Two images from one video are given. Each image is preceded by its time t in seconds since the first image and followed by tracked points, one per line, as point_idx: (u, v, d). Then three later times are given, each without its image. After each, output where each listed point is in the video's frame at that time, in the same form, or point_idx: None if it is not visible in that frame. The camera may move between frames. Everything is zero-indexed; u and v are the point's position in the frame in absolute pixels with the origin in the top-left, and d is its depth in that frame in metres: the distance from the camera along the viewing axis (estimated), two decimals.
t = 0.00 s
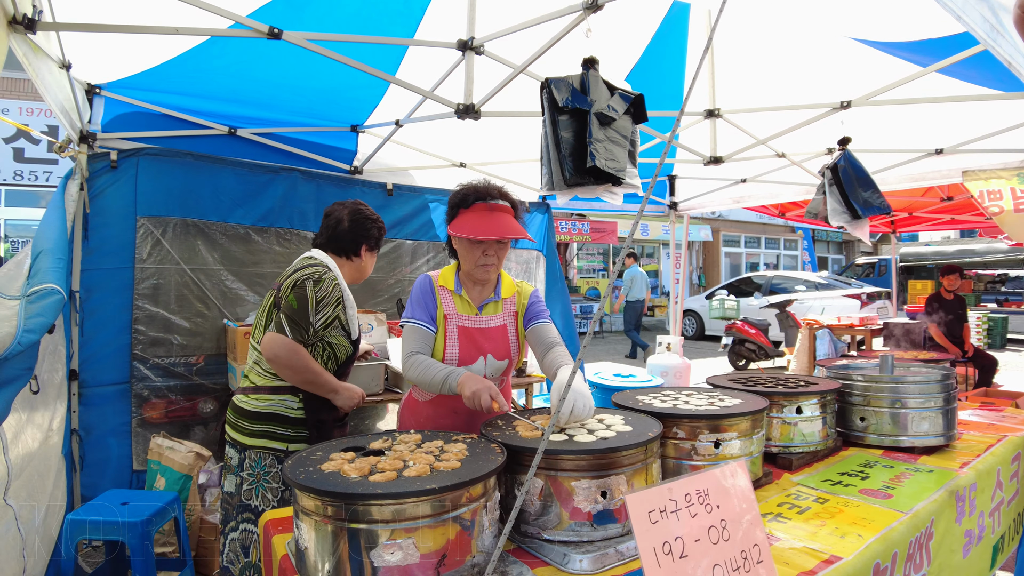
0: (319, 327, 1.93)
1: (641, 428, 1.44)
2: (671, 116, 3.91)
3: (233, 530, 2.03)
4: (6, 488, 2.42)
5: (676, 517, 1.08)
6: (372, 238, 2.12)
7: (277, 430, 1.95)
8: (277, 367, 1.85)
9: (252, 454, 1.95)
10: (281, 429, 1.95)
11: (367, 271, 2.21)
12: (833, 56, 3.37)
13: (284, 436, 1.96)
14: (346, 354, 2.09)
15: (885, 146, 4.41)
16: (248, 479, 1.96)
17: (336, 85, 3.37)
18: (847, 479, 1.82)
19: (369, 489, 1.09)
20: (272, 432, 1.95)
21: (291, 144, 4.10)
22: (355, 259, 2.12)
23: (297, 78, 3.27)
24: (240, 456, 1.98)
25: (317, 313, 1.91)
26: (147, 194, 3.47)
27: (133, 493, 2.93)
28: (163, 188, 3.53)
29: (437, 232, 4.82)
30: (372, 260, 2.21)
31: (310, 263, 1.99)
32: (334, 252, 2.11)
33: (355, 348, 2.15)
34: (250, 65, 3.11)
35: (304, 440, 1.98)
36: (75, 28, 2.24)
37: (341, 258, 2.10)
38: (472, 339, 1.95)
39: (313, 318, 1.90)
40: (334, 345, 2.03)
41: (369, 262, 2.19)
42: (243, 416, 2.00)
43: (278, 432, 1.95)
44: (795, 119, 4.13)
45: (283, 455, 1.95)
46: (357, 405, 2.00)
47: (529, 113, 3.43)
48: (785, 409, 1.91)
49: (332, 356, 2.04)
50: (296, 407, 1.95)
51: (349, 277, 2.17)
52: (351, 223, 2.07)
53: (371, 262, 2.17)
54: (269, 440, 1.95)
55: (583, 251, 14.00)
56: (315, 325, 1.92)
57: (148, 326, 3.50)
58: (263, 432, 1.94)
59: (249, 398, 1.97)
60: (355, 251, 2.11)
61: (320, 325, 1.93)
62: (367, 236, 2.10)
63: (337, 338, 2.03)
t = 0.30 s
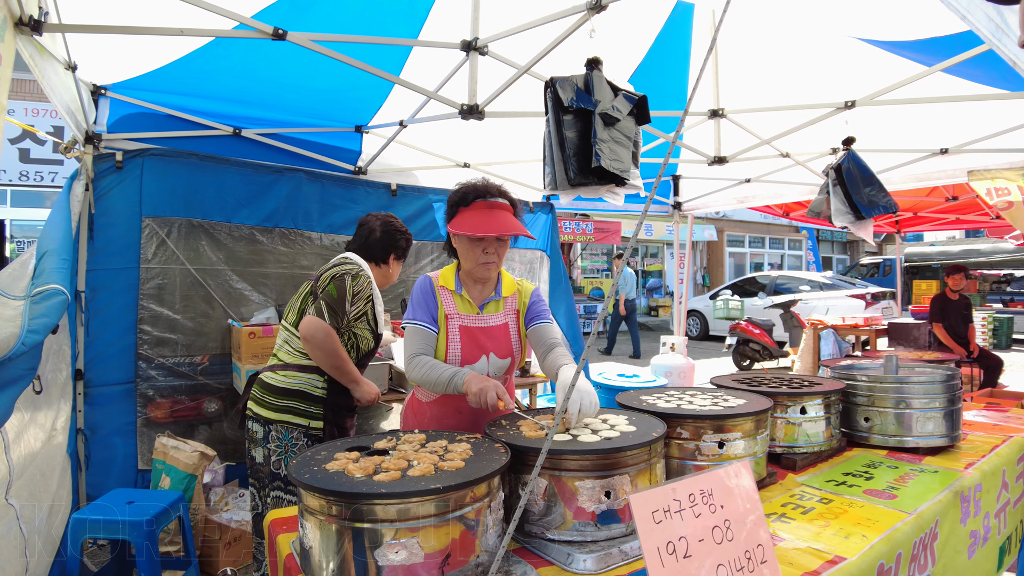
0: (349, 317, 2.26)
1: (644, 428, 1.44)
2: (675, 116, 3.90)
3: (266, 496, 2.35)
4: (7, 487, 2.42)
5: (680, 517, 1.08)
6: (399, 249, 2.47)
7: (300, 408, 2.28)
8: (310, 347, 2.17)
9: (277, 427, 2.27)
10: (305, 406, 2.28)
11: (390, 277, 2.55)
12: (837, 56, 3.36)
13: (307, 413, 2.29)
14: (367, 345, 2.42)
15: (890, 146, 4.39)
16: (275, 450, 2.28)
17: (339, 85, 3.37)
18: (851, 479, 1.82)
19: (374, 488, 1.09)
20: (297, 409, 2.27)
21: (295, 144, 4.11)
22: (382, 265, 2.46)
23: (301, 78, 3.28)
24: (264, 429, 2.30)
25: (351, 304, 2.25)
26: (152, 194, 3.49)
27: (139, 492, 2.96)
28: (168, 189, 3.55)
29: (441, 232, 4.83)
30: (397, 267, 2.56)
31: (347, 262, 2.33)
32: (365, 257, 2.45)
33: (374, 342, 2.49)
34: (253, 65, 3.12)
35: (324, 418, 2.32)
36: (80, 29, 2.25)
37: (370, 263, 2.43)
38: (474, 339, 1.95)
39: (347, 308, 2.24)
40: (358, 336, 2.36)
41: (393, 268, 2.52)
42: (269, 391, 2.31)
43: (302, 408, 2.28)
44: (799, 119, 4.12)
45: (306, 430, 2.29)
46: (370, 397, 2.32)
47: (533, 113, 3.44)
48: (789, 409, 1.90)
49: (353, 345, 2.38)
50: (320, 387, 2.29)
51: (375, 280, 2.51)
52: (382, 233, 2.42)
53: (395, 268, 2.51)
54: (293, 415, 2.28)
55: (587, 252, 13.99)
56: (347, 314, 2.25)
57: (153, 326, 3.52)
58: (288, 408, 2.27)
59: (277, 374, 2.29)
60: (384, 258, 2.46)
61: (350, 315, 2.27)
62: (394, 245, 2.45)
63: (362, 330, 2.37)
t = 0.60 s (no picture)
0: (369, 316, 2.31)
1: (649, 427, 1.44)
2: (679, 115, 3.89)
3: (277, 487, 2.33)
4: (11, 486, 2.43)
5: (685, 516, 1.08)
6: (414, 256, 2.52)
7: (319, 400, 2.31)
8: (330, 341, 2.21)
9: (295, 418, 2.28)
10: (323, 399, 2.31)
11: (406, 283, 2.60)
12: (841, 55, 3.35)
13: (324, 405, 2.32)
14: (383, 346, 2.47)
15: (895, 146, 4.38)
16: (292, 440, 2.28)
17: (343, 85, 3.38)
18: (855, 479, 1.81)
19: (379, 487, 1.10)
20: (315, 401, 2.30)
21: (299, 144, 4.12)
22: (398, 271, 2.52)
23: (304, 79, 3.29)
24: (280, 419, 2.29)
25: (371, 305, 2.30)
26: (157, 194, 3.50)
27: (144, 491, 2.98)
28: (173, 189, 3.56)
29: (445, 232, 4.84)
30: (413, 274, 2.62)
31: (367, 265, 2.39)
32: (382, 262, 2.51)
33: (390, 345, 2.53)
34: (257, 66, 3.13)
35: (340, 412, 2.36)
36: (85, 30, 2.26)
37: (386, 269, 2.50)
38: (476, 338, 1.95)
39: (367, 308, 2.29)
40: (376, 336, 2.41)
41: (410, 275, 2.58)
42: (287, 381, 2.32)
43: (321, 400, 2.31)
44: (803, 118, 4.11)
45: (322, 422, 2.32)
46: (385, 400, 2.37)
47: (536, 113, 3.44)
48: (794, 409, 1.90)
49: (370, 346, 2.42)
50: (339, 380, 2.34)
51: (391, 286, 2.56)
52: (397, 241, 2.47)
53: (411, 275, 2.56)
54: (310, 407, 2.30)
55: (590, 252, 13.98)
56: (368, 313, 2.30)
57: (158, 326, 3.53)
58: (306, 399, 2.29)
59: (297, 366, 2.32)
60: (399, 265, 2.51)
61: (370, 315, 2.31)
62: (409, 253, 2.50)
63: (378, 332, 2.41)
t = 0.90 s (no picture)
0: (379, 315, 2.32)
1: (653, 427, 1.44)
2: (683, 115, 3.89)
3: (286, 480, 2.33)
4: (15, 485, 2.45)
5: (688, 515, 1.08)
6: (422, 255, 2.53)
7: (329, 395, 2.32)
8: (340, 338, 2.22)
9: (306, 412, 2.29)
10: (333, 394, 2.32)
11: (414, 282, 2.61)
12: (845, 54, 3.34)
13: (334, 400, 2.33)
14: (393, 344, 2.47)
15: (899, 146, 4.37)
16: (302, 435, 2.29)
17: (346, 85, 3.39)
18: (859, 479, 1.81)
19: (385, 486, 1.10)
20: (324, 396, 2.31)
21: (302, 145, 4.13)
22: (406, 270, 2.52)
23: (307, 79, 3.30)
24: (291, 414, 2.30)
25: (381, 303, 2.31)
26: (161, 194, 3.51)
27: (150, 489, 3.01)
28: (177, 189, 3.57)
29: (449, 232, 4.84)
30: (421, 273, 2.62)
31: (377, 264, 2.40)
32: (391, 262, 2.51)
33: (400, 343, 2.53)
34: (261, 66, 3.14)
35: (350, 407, 2.37)
36: (90, 31, 2.27)
37: (394, 268, 2.50)
38: (479, 338, 1.95)
39: (377, 306, 2.30)
40: (385, 335, 2.41)
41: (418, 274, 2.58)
42: (298, 377, 2.33)
43: (331, 395, 2.31)
44: (807, 118, 4.11)
45: (332, 417, 2.32)
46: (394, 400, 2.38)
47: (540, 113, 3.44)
48: (798, 409, 1.90)
49: (379, 345, 2.43)
50: (349, 375, 2.35)
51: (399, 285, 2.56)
52: (405, 240, 2.48)
53: (419, 274, 2.57)
54: (320, 402, 2.30)
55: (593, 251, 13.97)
56: (377, 312, 2.31)
57: (162, 326, 3.55)
58: (316, 394, 2.30)
59: (309, 361, 2.33)
60: (407, 264, 2.52)
61: (380, 313, 2.32)
62: (417, 253, 2.51)
63: (388, 330, 2.42)
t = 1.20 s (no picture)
0: (379, 316, 2.32)
1: (658, 427, 1.45)
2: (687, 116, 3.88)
3: (289, 480, 2.37)
4: (20, 485, 2.46)
5: (693, 516, 1.09)
6: (426, 255, 2.52)
7: (331, 395, 2.33)
8: (340, 340, 2.22)
9: (308, 413, 2.30)
10: (335, 394, 2.33)
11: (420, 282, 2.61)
12: (849, 54, 3.34)
13: (336, 401, 2.34)
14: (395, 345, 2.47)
15: (902, 146, 4.36)
16: (304, 435, 2.31)
17: (350, 86, 3.40)
18: (863, 479, 1.81)
19: (390, 486, 1.10)
20: (326, 396, 2.32)
21: (306, 145, 4.14)
22: (410, 270, 2.52)
23: (311, 80, 3.31)
24: (294, 415, 2.32)
25: (381, 304, 2.31)
26: (165, 194, 3.52)
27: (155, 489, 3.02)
28: (181, 190, 3.58)
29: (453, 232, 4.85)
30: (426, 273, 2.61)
31: (380, 264, 2.40)
32: (394, 261, 2.52)
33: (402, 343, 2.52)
34: (265, 66, 3.15)
35: (352, 407, 2.38)
36: (96, 33, 2.28)
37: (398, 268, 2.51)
38: (481, 336, 1.95)
39: (377, 307, 2.30)
40: (387, 335, 2.41)
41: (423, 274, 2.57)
42: (300, 377, 2.35)
43: (334, 395, 2.33)
44: (811, 118, 4.10)
45: (334, 417, 2.34)
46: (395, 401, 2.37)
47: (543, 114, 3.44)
48: (802, 409, 1.90)
49: (380, 345, 2.43)
50: (350, 376, 2.36)
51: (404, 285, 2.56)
52: (410, 240, 2.48)
53: (423, 274, 2.57)
54: (323, 402, 2.32)
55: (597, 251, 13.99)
56: (378, 313, 2.31)
57: (167, 326, 3.56)
58: (318, 395, 2.31)
59: (311, 362, 2.34)
60: (411, 264, 2.52)
61: (380, 314, 2.32)
62: (421, 252, 2.50)
63: (390, 330, 2.41)
